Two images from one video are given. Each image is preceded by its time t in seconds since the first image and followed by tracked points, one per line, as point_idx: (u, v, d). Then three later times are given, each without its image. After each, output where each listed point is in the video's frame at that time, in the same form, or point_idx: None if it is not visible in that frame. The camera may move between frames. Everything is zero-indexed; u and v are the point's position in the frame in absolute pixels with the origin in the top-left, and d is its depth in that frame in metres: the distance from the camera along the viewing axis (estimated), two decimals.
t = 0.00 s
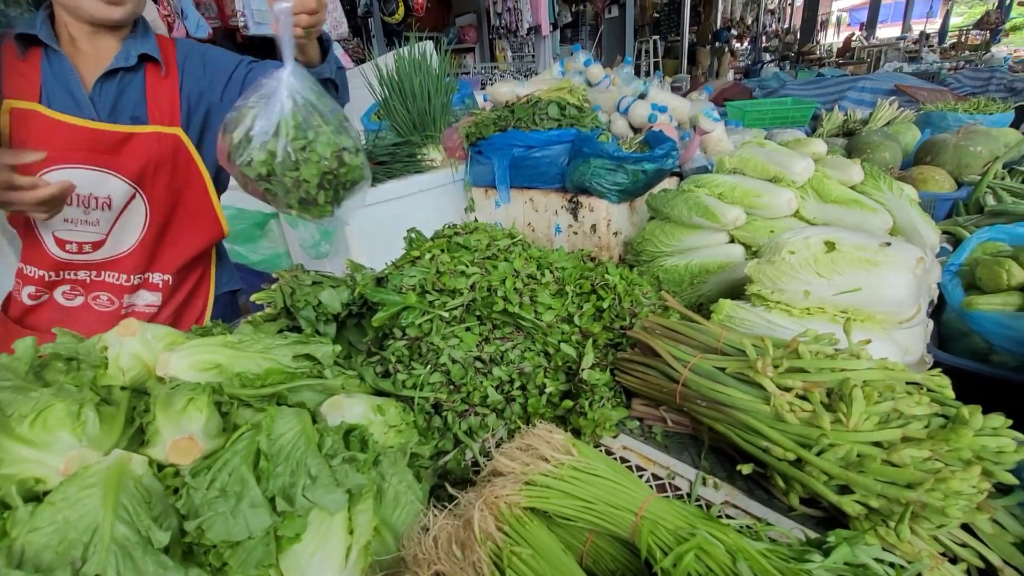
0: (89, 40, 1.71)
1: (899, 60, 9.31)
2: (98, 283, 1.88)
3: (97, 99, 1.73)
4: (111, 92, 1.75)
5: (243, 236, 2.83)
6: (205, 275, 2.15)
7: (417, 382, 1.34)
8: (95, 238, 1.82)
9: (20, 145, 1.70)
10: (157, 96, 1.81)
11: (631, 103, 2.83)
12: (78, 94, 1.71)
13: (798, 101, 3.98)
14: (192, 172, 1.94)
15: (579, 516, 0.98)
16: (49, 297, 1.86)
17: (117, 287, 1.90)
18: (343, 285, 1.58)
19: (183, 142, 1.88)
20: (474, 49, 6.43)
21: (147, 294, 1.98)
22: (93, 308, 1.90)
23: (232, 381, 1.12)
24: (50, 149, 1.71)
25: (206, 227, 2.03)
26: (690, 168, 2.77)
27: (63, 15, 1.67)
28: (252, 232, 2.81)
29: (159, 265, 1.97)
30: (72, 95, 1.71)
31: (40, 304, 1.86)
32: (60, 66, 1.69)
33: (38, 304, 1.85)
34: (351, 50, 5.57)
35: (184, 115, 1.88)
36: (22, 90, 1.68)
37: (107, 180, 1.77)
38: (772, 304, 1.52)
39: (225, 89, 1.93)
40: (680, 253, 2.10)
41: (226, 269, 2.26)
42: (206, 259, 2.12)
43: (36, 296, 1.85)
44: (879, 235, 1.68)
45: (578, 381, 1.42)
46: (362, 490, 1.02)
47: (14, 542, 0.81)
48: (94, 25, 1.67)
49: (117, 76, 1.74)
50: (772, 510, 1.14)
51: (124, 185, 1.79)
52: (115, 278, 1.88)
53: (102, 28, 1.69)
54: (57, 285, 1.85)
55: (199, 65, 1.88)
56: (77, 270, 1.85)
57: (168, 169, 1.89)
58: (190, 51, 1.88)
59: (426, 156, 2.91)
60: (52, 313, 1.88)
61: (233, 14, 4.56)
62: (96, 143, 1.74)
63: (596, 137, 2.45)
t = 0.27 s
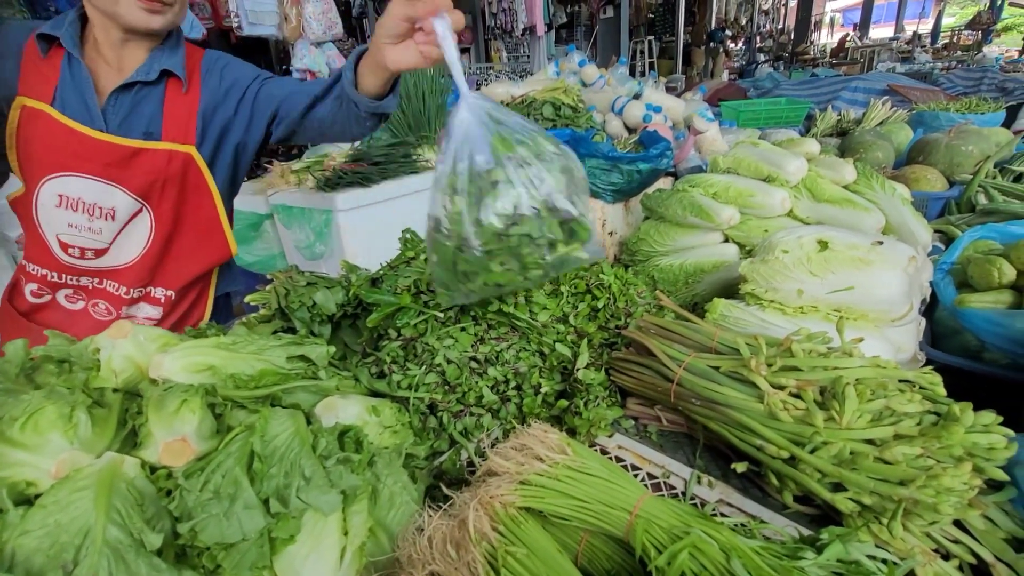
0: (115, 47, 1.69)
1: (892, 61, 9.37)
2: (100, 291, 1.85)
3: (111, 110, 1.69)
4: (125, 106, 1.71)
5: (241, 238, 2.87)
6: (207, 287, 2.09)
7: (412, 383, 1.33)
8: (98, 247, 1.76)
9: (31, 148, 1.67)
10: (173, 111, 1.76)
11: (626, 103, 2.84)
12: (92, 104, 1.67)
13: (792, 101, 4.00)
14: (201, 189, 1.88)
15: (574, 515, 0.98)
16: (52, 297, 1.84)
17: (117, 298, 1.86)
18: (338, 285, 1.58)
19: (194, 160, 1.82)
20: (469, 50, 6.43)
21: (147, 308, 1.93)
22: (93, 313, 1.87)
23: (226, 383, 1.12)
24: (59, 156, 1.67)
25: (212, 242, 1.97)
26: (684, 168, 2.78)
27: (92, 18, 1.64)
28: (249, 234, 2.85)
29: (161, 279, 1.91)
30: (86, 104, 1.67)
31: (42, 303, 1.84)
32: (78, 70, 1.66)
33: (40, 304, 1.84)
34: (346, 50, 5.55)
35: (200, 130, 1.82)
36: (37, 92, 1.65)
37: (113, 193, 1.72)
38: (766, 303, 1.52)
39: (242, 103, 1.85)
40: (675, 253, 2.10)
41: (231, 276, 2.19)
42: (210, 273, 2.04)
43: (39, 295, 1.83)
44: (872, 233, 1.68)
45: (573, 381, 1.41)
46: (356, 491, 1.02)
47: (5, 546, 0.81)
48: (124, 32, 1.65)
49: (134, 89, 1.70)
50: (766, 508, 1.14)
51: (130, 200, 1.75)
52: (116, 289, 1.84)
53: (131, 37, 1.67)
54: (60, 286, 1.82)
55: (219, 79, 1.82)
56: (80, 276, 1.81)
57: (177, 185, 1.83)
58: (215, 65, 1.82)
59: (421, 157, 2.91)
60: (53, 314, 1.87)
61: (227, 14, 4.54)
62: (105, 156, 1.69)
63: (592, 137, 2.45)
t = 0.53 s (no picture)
0: (135, 59, 1.61)
1: (887, 62, 9.41)
2: (103, 301, 1.83)
3: (125, 127, 1.64)
4: (140, 124, 1.65)
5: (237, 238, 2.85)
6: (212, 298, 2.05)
7: (410, 382, 1.32)
8: (101, 260, 1.72)
9: (40, 157, 1.62)
10: (186, 134, 1.67)
11: (623, 103, 2.84)
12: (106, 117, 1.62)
13: (789, 102, 4.01)
14: (212, 213, 1.80)
15: (573, 513, 0.98)
16: (56, 301, 1.84)
17: (121, 310, 1.84)
18: (335, 285, 1.57)
19: (204, 185, 1.73)
20: (467, 50, 6.42)
21: (151, 321, 1.90)
22: (94, 320, 1.86)
23: (224, 382, 1.11)
24: (68, 168, 1.62)
25: (220, 265, 1.90)
26: (682, 168, 2.78)
27: (112, 26, 1.56)
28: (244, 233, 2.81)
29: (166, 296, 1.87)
30: (101, 117, 1.62)
31: (47, 306, 1.85)
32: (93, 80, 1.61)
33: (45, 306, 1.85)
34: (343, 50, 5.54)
35: (216, 153, 1.73)
36: (47, 98, 1.58)
37: (120, 210, 1.66)
38: (764, 303, 1.53)
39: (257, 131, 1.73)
40: (673, 252, 2.11)
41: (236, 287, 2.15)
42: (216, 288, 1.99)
43: (44, 298, 1.84)
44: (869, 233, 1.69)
45: (573, 381, 1.37)
46: (355, 490, 1.01)
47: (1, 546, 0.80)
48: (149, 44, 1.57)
49: (150, 107, 1.64)
50: (765, 506, 1.12)
51: (135, 218, 1.68)
52: (120, 302, 1.81)
53: (154, 49, 1.60)
54: (63, 293, 1.81)
55: (236, 105, 1.70)
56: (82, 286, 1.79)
57: (185, 207, 1.75)
58: (235, 86, 1.72)
59: (419, 157, 2.90)
60: (58, 316, 1.88)
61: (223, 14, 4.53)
62: (115, 173, 1.63)
63: (589, 137, 2.46)
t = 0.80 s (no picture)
0: (155, 69, 1.62)
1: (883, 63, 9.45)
2: (105, 308, 1.84)
3: (145, 136, 1.66)
4: (161, 132, 1.67)
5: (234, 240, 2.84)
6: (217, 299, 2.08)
7: (408, 383, 1.32)
8: (108, 267, 1.73)
9: (51, 164, 1.61)
10: (205, 142, 1.70)
11: (621, 105, 2.85)
12: (125, 126, 1.62)
13: (785, 103, 4.03)
14: (225, 219, 1.83)
15: (570, 514, 0.98)
16: (51, 309, 1.82)
17: (124, 316, 1.85)
18: (333, 287, 1.57)
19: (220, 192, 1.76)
20: (464, 51, 6.42)
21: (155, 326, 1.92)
22: (93, 326, 1.87)
23: (221, 383, 1.11)
24: (83, 177, 1.62)
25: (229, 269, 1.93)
26: (680, 169, 2.79)
27: (136, 34, 1.55)
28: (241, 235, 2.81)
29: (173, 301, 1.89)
30: (119, 125, 1.63)
31: (40, 313, 1.82)
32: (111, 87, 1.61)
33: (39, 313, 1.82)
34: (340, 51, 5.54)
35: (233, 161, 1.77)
36: (64, 106, 1.57)
37: (134, 218, 1.68)
38: (761, 303, 1.53)
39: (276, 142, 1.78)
40: (670, 253, 2.11)
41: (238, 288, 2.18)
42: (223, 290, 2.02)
43: (39, 305, 1.81)
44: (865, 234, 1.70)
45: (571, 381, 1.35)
46: (353, 492, 1.01)
47: None
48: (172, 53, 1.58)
49: (170, 116, 1.67)
50: (762, 507, 1.11)
51: (150, 225, 1.70)
52: (124, 308, 1.83)
53: (176, 59, 1.61)
54: (61, 299, 1.80)
55: (256, 115, 1.75)
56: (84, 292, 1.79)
57: (199, 214, 1.78)
58: (254, 97, 1.76)
59: (416, 158, 2.90)
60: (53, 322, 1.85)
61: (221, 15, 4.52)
62: (133, 181, 1.65)
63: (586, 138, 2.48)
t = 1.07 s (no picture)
0: (163, 64, 1.66)
1: (879, 65, 9.49)
2: (106, 306, 1.85)
3: (156, 130, 1.71)
4: (170, 125, 1.73)
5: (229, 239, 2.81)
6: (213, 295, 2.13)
7: (405, 381, 1.31)
8: (113, 262, 1.77)
9: (57, 161, 1.61)
10: (215, 134, 1.80)
11: (618, 104, 2.85)
12: (135, 120, 1.66)
13: (782, 103, 4.04)
14: (229, 212, 1.93)
15: (569, 510, 0.98)
16: (48, 312, 1.78)
17: (128, 313, 1.86)
18: (330, 284, 1.56)
19: (227, 184, 1.88)
20: (461, 51, 6.42)
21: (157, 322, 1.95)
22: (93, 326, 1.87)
23: (218, 380, 1.10)
24: (93, 173, 1.65)
25: (231, 261, 2.01)
26: (677, 168, 2.79)
27: (150, 28, 1.59)
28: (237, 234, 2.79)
29: (176, 294, 1.94)
30: (128, 120, 1.66)
31: (35, 317, 1.77)
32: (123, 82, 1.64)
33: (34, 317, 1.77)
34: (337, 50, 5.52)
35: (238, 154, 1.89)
36: (71, 102, 1.59)
37: (146, 213, 1.75)
38: (758, 301, 1.54)
39: (291, 139, 1.95)
40: (668, 252, 2.11)
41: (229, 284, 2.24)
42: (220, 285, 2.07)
43: (36, 307, 1.77)
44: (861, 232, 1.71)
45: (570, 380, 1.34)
46: (350, 489, 1.01)
47: None
48: (182, 49, 1.64)
49: (181, 110, 1.73)
50: (760, 504, 1.11)
51: (161, 218, 1.78)
52: (128, 305, 1.85)
53: (184, 53, 1.67)
54: (60, 302, 1.78)
55: (263, 112, 1.90)
56: (85, 291, 1.79)
57: (205, 206, 1.88)
58: (258, 95, 1.89)
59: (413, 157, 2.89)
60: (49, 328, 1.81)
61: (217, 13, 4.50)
62: (145, 176, 1.71)
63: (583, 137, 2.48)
